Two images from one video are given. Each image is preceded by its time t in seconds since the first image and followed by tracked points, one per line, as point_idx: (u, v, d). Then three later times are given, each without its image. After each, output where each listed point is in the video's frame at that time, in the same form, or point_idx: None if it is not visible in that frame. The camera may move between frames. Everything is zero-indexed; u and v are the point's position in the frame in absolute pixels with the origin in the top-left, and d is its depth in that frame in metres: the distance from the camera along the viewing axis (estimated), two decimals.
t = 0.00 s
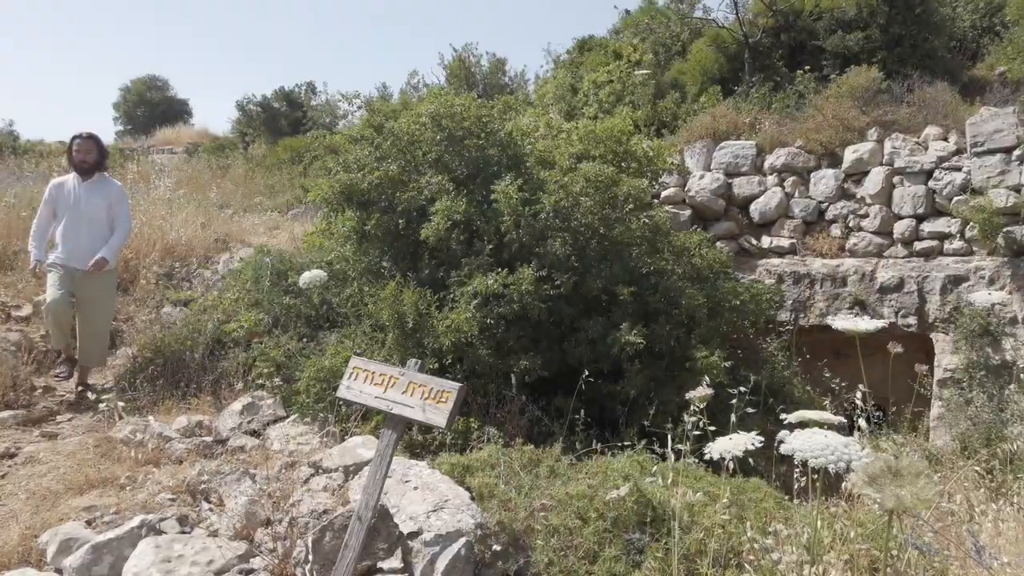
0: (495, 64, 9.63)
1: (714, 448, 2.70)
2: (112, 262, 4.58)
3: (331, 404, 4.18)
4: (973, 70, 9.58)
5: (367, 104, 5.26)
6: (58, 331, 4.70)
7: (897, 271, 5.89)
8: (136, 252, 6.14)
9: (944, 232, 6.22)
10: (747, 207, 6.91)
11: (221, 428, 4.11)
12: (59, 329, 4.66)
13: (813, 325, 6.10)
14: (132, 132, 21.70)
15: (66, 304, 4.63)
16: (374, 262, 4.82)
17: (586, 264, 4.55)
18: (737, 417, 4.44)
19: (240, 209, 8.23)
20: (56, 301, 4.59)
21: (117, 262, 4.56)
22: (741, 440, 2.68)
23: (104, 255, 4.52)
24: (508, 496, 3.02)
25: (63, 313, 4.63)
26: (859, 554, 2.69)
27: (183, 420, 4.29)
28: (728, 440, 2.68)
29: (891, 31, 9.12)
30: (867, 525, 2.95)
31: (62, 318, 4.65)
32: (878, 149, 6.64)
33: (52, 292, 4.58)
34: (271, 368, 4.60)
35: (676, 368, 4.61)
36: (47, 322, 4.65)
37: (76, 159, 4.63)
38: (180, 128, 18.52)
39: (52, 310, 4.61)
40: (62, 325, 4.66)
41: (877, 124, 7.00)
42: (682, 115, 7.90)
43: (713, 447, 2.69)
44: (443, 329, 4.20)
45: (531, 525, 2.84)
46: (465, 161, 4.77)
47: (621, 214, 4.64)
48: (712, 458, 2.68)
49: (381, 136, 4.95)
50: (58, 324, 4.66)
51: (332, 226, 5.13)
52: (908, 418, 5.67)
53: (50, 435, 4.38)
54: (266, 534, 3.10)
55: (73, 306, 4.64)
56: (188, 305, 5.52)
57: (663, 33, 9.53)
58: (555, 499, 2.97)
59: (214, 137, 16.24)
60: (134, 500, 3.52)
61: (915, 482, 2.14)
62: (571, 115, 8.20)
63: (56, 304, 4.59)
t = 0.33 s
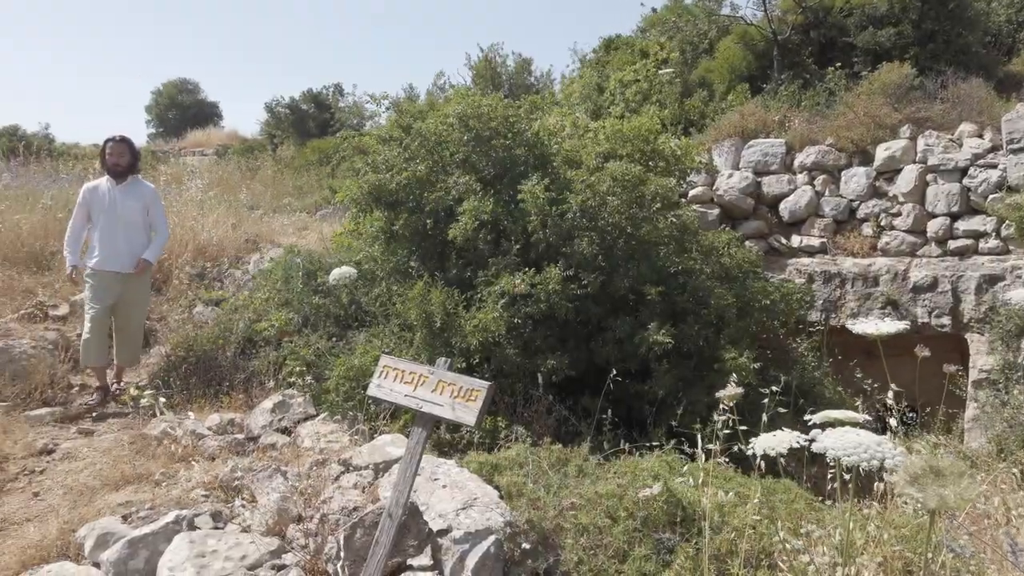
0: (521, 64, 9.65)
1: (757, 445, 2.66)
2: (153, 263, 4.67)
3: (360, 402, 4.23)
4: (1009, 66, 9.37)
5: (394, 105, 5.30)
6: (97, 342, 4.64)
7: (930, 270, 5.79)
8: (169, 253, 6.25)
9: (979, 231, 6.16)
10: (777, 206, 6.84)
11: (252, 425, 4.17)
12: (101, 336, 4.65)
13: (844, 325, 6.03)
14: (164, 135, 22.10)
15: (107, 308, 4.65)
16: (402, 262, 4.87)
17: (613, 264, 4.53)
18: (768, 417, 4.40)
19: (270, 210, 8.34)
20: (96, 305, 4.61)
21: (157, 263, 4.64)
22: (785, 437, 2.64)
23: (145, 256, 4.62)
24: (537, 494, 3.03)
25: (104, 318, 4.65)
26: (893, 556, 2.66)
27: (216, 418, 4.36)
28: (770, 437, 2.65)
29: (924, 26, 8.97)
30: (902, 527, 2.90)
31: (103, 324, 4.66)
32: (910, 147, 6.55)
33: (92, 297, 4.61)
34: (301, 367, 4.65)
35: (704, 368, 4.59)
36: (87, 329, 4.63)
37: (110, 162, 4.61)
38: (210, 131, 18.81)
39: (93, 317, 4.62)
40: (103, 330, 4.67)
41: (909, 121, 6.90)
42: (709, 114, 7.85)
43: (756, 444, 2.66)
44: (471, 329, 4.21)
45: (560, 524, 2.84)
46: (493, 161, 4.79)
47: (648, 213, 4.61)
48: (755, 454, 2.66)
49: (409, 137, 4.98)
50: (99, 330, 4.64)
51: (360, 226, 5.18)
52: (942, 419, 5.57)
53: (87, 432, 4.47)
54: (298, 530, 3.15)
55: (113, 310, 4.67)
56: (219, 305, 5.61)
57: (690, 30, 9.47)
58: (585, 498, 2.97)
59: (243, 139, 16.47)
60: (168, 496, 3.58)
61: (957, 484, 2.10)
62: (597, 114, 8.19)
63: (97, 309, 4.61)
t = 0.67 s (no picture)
0: (546, 63, 9.66)
1: (778, 446, 2.65)
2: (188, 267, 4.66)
3: (387, 400, 4.26)
4: None
5: (420, 105, 5.33)
6: (138, 353, 4.59)
7: (963, 269, 5.69)
8: (199, 252, 6.36)
9: (1013, 229, 6.03)
10: (805, 205, 6.77)
11: (281, 422, 4.22)
12: (141, 345, 4.61)
13: (874, 325, 5.95)
14: (193, 137, 22.47)
15: (144, 316, 4.61)
16: (428, 261, 4.90)
17: (639, 262, 4.51)
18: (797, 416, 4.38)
19: (297, 210, 8.43)
20: (133, 314, 4.56)
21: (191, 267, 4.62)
22: (807, 437, 2.62)
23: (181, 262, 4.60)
24: (565, 492, 3.03)
25: (142, 326, 4.61)
26: (926, 557, 2.62)
27: (245, 415, 4.42)
28: (792, 438, 2.63)
29: (957, 21, 8.81)
30: (935, 529, 2.86)
31: (142, 332, 4.62)
32: (942, 144, 6.43)
33: (128, 306, 4.55)
34: (329, 366, 4.70)
35: (732, 368, 4.56)
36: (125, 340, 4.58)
37: (131, 168, 4.48)
38: (239, 133, 19.06)
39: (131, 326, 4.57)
40: (141, 339, 4.62)
41: (942, 118, 6.78)
42: (737, 112, 7.79)
43: (778, 445, 2.64)
44: (496, 328, 4.21)
45: (588, 522, 2.83)
46: (518, 160, 4.80)
47: (675, 211, 4.58)
48: (777, 455, 2.64)
49: (435, 137, 5.01)
50: (138, 339, 4.61)
51: (387, 225, 5.24)
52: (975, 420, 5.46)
53: (120, 428, 4.55)
54: (328, 525, 3.16)
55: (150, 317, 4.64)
56: (248, 304, 5.69)
57: (717, 28, 9.41)
58: (613, 496, 2.96)
59: (270, 140, 16.68)
60: (200, 491, 3.64)
61: (988, 483, 2.07)
62: (622, 112, 8.17)
63: (135, 318, 4.57)
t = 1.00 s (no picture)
0: (570, 63, 9.65)
1: (815, 440, 2.60)
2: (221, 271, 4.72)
3: (413, 399, 4.29)
4: None
5: (446, 105, 5.36)
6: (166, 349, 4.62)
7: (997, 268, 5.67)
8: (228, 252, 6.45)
9: None
10: (834, 203, 6.70)
11: (308, 420, 4.27)
12: (170, 341, 4.64)
13: (905, 326, 5.84)
14: (221, 139, 22.80)
15: (171, 314, 4.63)
16: (453, 261, 4.92)
17: (665, 260, 4.49)
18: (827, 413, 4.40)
19: (323, 211, 8.52)
20: (160, 311, 4.60)
21: (226, 271, 4.70)
22: (845, 433, 2.56)
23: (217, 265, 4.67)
24: (591, 490, 3.02)
25: (169, 324, 4.63)
26: (960, 558, 2.59)
27: (273, 413, 4.48)
28: (828, 433, 2.59)
29: (988, 17, 8.67)
30: (968, 529, 2.82)
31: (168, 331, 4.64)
32: (975, 141, 6.29)
33: (155, 303, 4.59)
34: (356, 364, 4.74)
35: (759, 368, 4.53)
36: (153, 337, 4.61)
37: (159, 166, 4.52)
38: (265, 134, 19.29)
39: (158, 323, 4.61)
40: (169, 336, 4.64)
41: (974, 115, 6.68)
42: (764, 110, 7.73)
43: (814, 441, 2.59)
44: (521, 326, 4.20)
45: (614, 520, 2.83)
46: (543, 160, 4.80)
47: (701, 210, 4.58)
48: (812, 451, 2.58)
49: (461, 137, 5.05)
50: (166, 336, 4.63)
51: (413, 225, 5.28)
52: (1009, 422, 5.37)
53: (151, 425, 4.63)
54: (356, 522, 3.21)
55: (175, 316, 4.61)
56: (276, 303, 5.76)
57: (743, 26, 9.34)
58: (640, 495, 2.95)
59: (295, 142, 16.86)
60: (230, 487, 3.69)
61: None
62: (647, 111, 8.12)
63: (162, 316, 4.61)
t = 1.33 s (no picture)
0: (592, 62, 9.63)
1: (843, 437, 2.57)
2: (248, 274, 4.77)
3: (436, 398, 4.30)
4: None
5: (468, 106, 5.38)
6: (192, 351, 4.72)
7: None
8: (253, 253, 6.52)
9: None
10: (860, 202, 6.63)
11: (333, 419, 4.37)
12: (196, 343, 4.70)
13: (932, 326, 5.76)
14: (245, 141, 23.06)
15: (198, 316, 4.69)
16: (475, 260, 4.93)
17: (689, 260, 4.46)
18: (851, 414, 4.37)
19: (346, 211, 8.58)
20: (186, 313, 4.65)
21: (254, 273, 4.76)
22: (875, 429, 2.53)
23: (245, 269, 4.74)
24: (614, 490, 3.02)
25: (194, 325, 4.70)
26: (990, 562, 2.55)
27: (298, 411, 4.52)
28: (858, 430, 2.55)
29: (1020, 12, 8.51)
30: (1000, 532, 2.77)
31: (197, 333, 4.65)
32: (1005, 138, 6.18)
33: (182, 305, 4.63)
34: (379, 364, 4.77)
35: (784, 369, 4.49)
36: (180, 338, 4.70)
37: (189, 167, 4.57)
38: (288, 136, 19.48)
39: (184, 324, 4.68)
40: (195, 337, 4.72)
41: (1004, 112, 6.56)
42: (788, 108, 7.66)
43: (842, 437, 2.57)
44: (543, 326, 4.19)
45: (638, 521, 2.82)
46: (565, 159, 4.78)
47: (724, 209, 4.55)
48: (841, 447, 2.56)
49: (482, 137, 5.07)
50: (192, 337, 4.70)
51: (435, 225, 5.31)
52: None
53: (178, 423, 4.70)
54: (379, 520, 3.25)
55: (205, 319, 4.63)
56: (300, 303, 5.81)
57: (767, 24, 9.27)
58: (664, 495, 2.94)
59: (319, 144, 17.00)
60: (255, 485, 3.74)
61: None
62: (670, 111, 8.09)
63: (188, 317, 4.66)
